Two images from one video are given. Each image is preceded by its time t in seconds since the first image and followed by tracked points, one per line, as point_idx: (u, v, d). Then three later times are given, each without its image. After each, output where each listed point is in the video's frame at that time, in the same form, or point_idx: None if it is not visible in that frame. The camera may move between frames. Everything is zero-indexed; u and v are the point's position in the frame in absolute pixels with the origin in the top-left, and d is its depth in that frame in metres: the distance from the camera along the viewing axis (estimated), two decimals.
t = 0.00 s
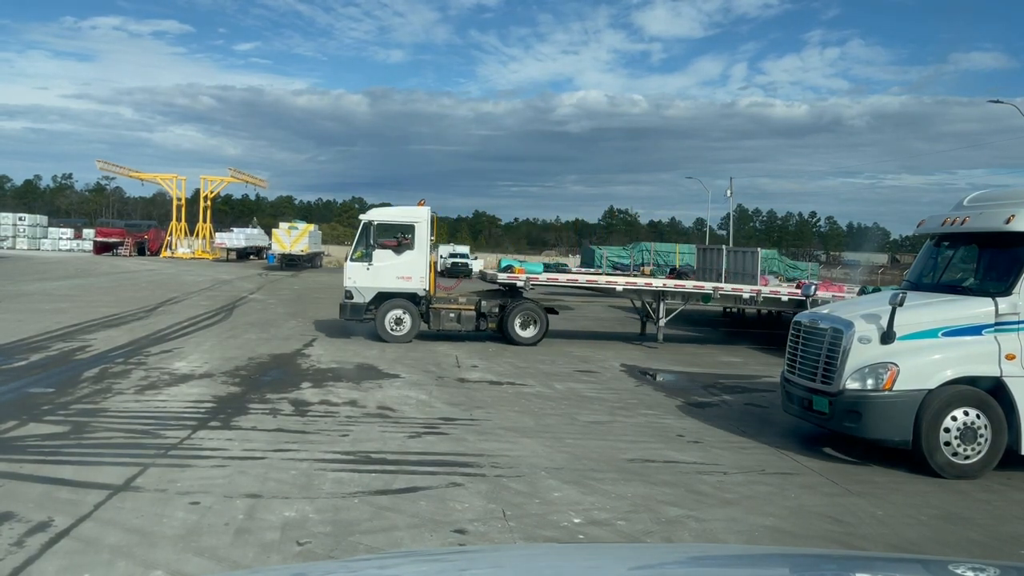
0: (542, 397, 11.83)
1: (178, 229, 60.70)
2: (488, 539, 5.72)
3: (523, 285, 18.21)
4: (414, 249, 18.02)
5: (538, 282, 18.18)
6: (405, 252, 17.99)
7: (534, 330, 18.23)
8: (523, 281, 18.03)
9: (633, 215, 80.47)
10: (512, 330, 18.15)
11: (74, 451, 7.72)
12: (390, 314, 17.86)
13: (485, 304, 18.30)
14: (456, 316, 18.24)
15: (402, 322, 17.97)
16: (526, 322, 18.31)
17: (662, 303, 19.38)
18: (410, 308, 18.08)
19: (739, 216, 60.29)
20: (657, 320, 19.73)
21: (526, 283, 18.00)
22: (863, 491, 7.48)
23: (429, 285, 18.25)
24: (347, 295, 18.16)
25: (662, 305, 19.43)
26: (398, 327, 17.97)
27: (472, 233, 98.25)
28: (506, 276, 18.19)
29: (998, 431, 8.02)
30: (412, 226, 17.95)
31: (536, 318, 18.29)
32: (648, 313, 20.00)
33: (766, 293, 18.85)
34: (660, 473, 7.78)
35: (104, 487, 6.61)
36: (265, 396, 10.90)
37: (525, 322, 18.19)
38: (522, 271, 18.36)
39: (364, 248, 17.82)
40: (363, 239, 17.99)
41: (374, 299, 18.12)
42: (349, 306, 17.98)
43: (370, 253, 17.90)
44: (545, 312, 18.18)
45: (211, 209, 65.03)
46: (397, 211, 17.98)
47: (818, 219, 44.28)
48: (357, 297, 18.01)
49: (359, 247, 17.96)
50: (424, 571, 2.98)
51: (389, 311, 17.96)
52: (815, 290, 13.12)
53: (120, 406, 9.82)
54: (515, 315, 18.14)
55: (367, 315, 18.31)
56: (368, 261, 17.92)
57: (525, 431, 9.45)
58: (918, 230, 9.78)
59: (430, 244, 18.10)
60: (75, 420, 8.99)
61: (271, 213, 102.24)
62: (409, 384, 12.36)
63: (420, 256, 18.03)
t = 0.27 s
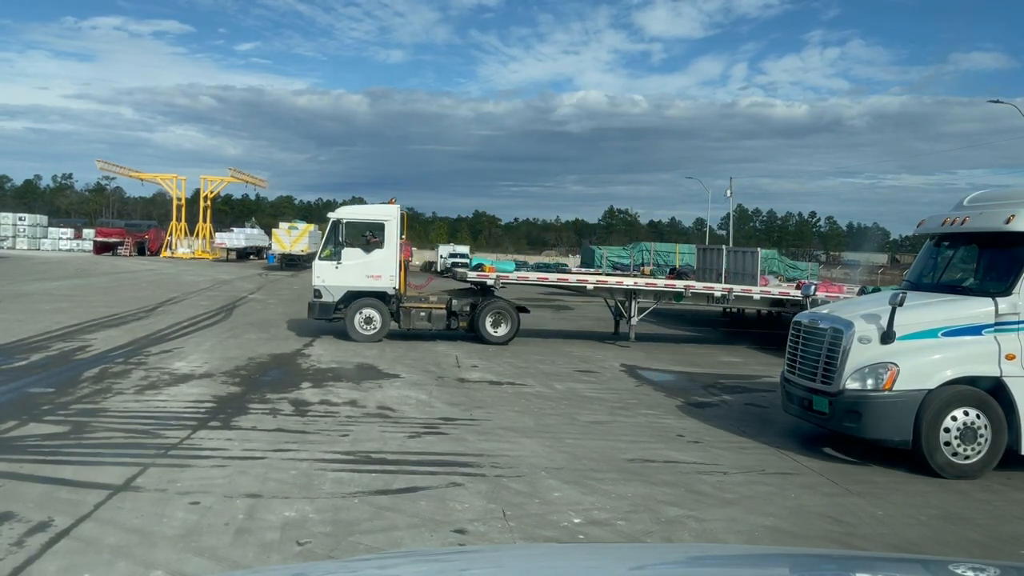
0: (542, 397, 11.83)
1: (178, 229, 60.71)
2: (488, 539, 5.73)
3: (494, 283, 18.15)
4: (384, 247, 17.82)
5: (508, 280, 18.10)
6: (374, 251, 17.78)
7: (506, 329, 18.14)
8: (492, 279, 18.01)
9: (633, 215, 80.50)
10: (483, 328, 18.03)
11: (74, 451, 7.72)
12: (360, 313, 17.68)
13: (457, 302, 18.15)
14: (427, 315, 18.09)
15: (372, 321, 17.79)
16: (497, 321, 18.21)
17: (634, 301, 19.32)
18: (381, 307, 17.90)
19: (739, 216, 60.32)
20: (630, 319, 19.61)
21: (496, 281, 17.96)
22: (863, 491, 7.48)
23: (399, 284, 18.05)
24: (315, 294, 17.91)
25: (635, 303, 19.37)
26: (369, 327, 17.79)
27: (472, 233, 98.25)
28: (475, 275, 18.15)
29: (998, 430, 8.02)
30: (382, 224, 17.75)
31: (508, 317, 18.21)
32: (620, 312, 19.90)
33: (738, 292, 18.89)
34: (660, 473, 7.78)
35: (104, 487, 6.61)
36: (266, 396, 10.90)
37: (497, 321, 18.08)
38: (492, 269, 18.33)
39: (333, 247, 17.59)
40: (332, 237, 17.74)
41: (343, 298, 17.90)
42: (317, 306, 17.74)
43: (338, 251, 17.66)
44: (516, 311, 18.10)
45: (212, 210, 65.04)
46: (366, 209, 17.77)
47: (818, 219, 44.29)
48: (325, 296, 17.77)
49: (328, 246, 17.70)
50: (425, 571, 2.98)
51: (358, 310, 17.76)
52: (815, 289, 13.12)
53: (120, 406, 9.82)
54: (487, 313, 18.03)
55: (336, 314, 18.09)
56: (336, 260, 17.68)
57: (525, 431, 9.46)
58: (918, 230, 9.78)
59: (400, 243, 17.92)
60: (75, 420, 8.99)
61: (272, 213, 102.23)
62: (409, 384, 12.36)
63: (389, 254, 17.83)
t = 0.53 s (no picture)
0: (542, 397, 11.83)
1: (178, 229, 60.70)
2: (488, 539, 5.73)
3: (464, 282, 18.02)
4: (353, 246, 17.65)
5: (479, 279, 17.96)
6: (343, 249, 17.60)
7: (476, 328, 18.00)
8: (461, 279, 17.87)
9: (633, 215, 80.50)
10: (454, 328, 17.88)
11: (74, 451, 7.72)
12: (329, 312, 17.49)
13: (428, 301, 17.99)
14: (397, 315, 17.91)
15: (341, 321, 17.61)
16: (468, 321, 18.07)
17: (607, 300, 19.27)
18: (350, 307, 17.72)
19: (739, 216, 60.32)
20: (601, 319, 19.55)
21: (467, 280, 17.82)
22: (863, 491, 7.48)
23: (368, 283, 17.86)
24: (283, 293, 17.72)
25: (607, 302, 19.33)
26: (337, 326, 17.60)
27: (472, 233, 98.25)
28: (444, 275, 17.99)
29: (998, 430, 8.02)
30: (351, 222, 17.59)
31: (478, 317, 18.07)
32: (592, 312, 19.84)
33: (709, 289, 18.84)
34: (660, 473, 7.78)
35: (104, 487, 6.61)
36: (266, 396, 10.91)
37: (468, 320, 17.94)
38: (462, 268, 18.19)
39: (301, 245, 17.41)
40: (300, 235, 17.57)
41: (311, 297, 17.70)
42: (285, 305, 17.55)
43: (306, 249, 17.49)
44: (488, 310, 17.96)
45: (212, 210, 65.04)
46: (335, 207, 17.61)
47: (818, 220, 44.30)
48: (293, 295, 17.58)
49: (296, 244, 17.52)
50: (425, 571, 2.98)
51: (327, 309, 17.56)
52: (815, 289, 13.12)
53: (120, 407, 9.82)
54: (458, 313, 17.88)
55: (305, 313, 17.90)
56: (305, 258, 17.50)
57: (525, 431, 9.46)
58: (918, 230, 9.78)
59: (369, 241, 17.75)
60: (75, 420, 8.99)
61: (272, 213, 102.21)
62: (408, 384, 12.36)
63: (358, 253, 17.66)
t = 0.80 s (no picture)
0: (542, 397, 11.83)
1: (178, 229, 60.67)
2: (488, 539, 5.73)
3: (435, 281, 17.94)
4: (323, 245, 17.60)
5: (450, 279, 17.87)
6: (312, 248, 17.54)
7: (448, 327, 17.92)
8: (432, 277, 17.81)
9: (633, 215, 80.50)
10: (426, 327, 17.80)
11: (73, 451, 7.73)
12: (297, 312, 17.39)
13: (398, 301, 17.90)
14: (367, 314, 17.80)
15: (310, 320, 17.50)
16: (440, 320, 17.98)
17: (580, 299, 19.28)
18: (319, 306, 17.62)
19: (738, 215, 60.35)
20: (575, 318, 19.51)
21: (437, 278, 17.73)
22: (863, 491, 7.48)
23: (337, 283, 17.79)
24: (252, 292, 17.63)
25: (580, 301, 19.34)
26: (306, 326, 17.50)
27: (472, 233, 98.25)
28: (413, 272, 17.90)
29: (998, 431, 8.02)
30: (320, 221, 17.55)
31: (450, 315, 17.98)
32: (566, 312, 19.80)
33: (682, 288, 18.88)
34: (660, 473, 7.78)
35: (104, 487, 6.61)
36: (266, 396, 10.90)
37: (440, 319, 17.86)
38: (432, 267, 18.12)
39: (269, 244, 17.34)
40: (268, 234, 17.49)
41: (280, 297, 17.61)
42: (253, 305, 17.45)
43: (275, 249, 17.41)
44: (459, 309, 17.87)
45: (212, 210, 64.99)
46: (304, 206, 17.56)
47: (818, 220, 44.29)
48: (261, 295, 17.49)
49: (264, 243, 17.45)
50: (425, 571, 2.98)
51: (295, 309, 17.46)
52: (815, 289, 13.12)
53: (120, 407, 9.82)
54: (429, 312, 17.79)
55: (273, 313, 17.80)
56: (273, 257, 17.43)
57: (525, 431, 9.45)
58: (918, 230, 9.78)
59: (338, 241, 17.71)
60: (75, 420, 8.99)
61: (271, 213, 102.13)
62: (408, 384, 12.35)
63: (327, 253, 17.59)
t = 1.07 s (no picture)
0: (542, 397, 11.82)
1: (178, 229, 60.60)
2: (489, 539, 5.73)
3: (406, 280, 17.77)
4: (292, 243, 17.54)
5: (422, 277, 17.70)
6: (282, 246, 17.48)
7: (420, 327, 17.74)
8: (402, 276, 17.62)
9: (633, 215, 80.52)
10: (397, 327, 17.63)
11: (73, 451, 7.72)
12: (266, 310, 17.25)
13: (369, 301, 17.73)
14: (338, 313, 17.66)
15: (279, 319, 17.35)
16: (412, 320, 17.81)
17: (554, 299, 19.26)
18: (289, 305, 17.46)
19: (738, 215, 60.38)
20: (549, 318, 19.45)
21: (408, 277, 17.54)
22: (864, 491, 7.48)
23: (307, 281, 17.71)
24: (221, 290, 17.56)
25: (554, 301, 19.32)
26: (274, 325, 17.35)
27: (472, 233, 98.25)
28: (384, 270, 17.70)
29: (998, 431, 8.02)
30: (290, 219, 17.49)
31: (423, 315, 17.79)
32: (541, 311, 19.78)
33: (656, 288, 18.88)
34: (660, 473, 7.78)
35: (104, 487, 6.60)
36: (265, 396, 10.90)
37: (412, 319, 17.70)
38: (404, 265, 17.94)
39: (238, 242, 17.29)
40: (237, 232, 17.44)
41: (249, 295, 17.54)
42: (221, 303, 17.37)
43: (244, 246, 17.36)
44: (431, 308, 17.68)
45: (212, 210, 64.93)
46: (274, 203, 17.51)
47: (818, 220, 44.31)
48: (230, 293, 17.42)
49: (233, 241, 17.39)
50: (424, 571, 2.98)
51: (264, 307, 17.32)
52: (815, 289, 13.12)
53: (120, 407, 9.81)
54: (400, 312, 17.62)
55: (243, 311, 17.71)
56: (242, 255, 17.37)
57: (525, 431, 9.45)
58: (918, 230, 9.78)
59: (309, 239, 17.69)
60: (74, 420, 8.98)
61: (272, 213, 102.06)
62: (408, 384, 12.34)
63: (297, 251, 17.53)
